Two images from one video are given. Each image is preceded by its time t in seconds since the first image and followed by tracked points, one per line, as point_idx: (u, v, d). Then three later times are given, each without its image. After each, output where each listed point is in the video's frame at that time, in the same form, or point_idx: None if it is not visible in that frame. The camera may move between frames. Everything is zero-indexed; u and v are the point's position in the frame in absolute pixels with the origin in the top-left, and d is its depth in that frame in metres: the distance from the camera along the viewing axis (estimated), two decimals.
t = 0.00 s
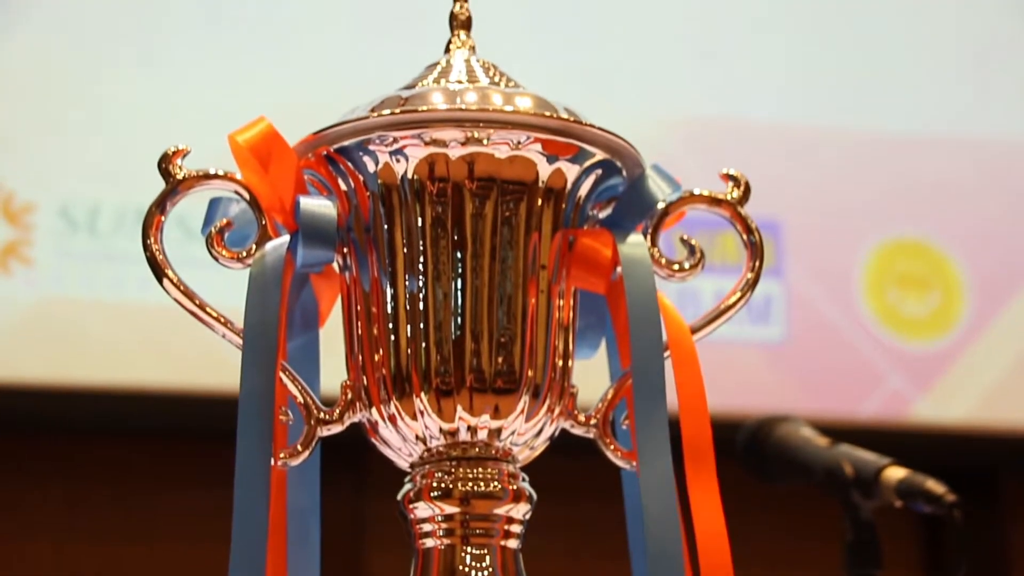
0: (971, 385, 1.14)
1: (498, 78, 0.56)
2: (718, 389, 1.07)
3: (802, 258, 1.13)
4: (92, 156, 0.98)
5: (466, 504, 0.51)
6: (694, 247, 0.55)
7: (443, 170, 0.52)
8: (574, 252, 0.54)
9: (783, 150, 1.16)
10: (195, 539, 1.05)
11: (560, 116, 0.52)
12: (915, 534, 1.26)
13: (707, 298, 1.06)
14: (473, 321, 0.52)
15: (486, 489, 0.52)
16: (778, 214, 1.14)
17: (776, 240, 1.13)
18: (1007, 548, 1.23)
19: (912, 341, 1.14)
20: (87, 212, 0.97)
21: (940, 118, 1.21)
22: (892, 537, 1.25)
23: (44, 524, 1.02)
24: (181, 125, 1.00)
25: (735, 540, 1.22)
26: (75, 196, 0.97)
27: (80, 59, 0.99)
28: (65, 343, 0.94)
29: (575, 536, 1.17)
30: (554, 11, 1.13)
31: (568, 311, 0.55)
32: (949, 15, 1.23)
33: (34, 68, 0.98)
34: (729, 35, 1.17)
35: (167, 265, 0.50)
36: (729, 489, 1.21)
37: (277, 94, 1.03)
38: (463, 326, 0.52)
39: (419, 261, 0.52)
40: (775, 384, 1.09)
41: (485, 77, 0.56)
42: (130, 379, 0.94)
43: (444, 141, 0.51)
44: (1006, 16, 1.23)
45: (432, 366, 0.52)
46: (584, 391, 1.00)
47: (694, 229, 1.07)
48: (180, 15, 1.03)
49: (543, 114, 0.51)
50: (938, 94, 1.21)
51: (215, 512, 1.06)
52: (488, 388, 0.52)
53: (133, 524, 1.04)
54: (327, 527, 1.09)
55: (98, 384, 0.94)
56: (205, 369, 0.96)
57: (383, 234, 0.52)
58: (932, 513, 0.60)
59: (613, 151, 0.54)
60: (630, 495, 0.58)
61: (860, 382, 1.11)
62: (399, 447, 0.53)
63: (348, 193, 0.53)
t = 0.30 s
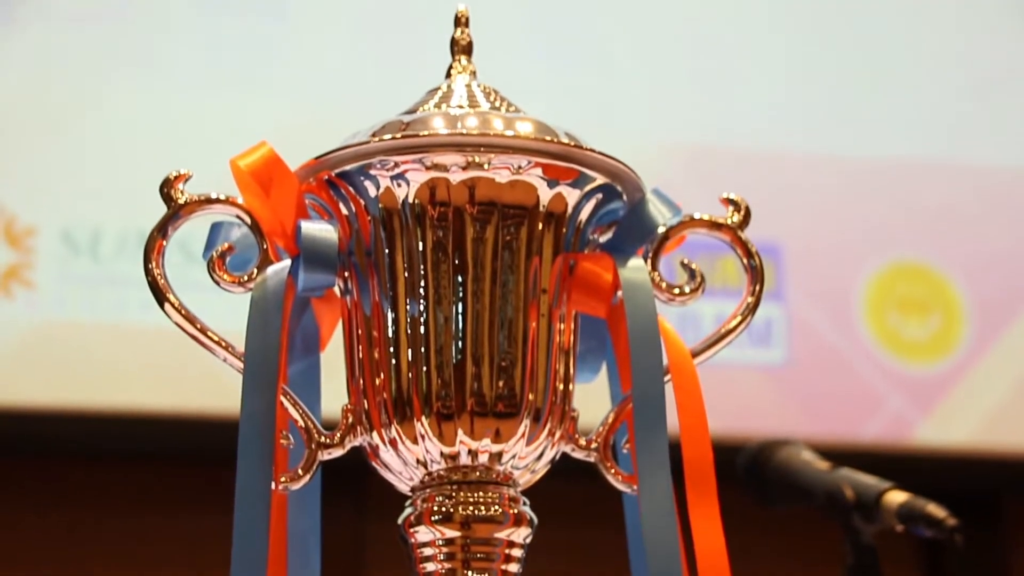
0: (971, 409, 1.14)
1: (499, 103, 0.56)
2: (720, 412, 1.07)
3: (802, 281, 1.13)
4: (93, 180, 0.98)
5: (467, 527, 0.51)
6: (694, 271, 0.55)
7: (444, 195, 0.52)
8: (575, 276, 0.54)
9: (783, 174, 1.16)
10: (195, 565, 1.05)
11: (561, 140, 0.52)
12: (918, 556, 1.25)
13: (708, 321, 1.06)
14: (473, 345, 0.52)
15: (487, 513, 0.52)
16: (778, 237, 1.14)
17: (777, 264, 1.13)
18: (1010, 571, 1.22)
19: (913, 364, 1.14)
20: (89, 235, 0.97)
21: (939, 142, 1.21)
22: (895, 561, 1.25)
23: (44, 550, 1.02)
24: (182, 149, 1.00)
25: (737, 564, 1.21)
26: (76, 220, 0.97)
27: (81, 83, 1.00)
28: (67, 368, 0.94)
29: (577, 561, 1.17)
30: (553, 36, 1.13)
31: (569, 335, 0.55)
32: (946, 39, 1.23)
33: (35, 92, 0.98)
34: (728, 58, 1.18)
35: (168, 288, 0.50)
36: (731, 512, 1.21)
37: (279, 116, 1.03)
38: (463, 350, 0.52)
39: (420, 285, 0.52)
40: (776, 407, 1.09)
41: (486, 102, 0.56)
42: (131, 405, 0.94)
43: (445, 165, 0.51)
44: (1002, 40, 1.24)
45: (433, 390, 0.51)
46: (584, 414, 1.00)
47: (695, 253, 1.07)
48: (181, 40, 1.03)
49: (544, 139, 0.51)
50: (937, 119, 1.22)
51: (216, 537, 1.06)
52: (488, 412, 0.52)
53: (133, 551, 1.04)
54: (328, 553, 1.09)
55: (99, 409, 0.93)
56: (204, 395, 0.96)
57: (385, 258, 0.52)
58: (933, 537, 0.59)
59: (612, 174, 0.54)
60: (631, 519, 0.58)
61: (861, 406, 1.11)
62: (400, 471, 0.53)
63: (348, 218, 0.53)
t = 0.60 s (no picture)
0: (971, 429, 1.14)
1: (499, 124, 0.56)
2: (720, 431, 1.07)
3: (802, 302, 1.13)
4: (94, 200, 0.98)
5: (467, 548, 0.51)
6: (694, 292, 0.55)
7: (445, 215, 0.52)
8: (576, 296, 0.54)
9: (784, 193, 1.16)
10: None
11: (561, 161, 0.52)
12: None
13: (709, 340, 1.05)
14: (474, 365, 0.52)
15: (488, 533, 0.51)
16: (779, 257, 1.13)
17: (777, 283, 1.12)
18: None
19: (914, 384, 1.14)
20: (90, 255, 0.97)
21: (937, 161, 1.22)
22: None
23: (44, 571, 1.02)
24: (182, 170, 1.00)
25: None
26: (77, 240, 0.97)
27: (82, 103, 1.00)
28: (66, 388, 0.94)
29: None
30: (553, 55, 1.14)
31: (569, 355, 0.55)
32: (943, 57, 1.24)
33: (35, 114, 0.98)
34: (728, 76, 1.18)
35: (168, 309, 0.50)
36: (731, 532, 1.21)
37: (279, 137, 1.04)
38: (463, 370, 0.52)
39: (421, 305, 0.52)
40: (777, 426, 1.09)
41: (486, 123, 0.56)
42: (131, 423, 0.94)
43: (446, 186, 0.51)
44: (999, 58, 1.25)
45: (433, 411, 0.52)
46: (584, 433, 1.00)
47: (695, 273, 1.07)
48: (182, 53, 1.03)
49: (545, 160, 0.51)
50: (934, 139, 1.22)
51: (216, 558, 1.06)
52: (489, 432, 0.52)
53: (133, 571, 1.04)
54: (329, 573, 1.08)
55: (98, 429, 0.93)
56: (205, 413, 0.96)
57: (385, 279, 0.52)
58: (934, 557, 0.59)
59: (613, 197, 0.54)
60: (631, 539, 0.58)
61: (862, 425, 1.11)
62: (401, 491, 0.53)
63: (349, 238, 0.53)
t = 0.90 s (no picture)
0: (971, 443, 1.14)
1: (500, 138, 0.57)
2: (722, 444, 1.06)
3: (803, 315, 1.13)
4: (94, 212, 0.98)
5: (467, 561, 0.51)
6: (694, 305, 0.55)
7: (445, 229, 0.52)
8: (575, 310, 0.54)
9: (784, 205, 1.16)
10: None
11: (561, 175, 0.52)
12: None
13: (709, 353, 1.05)
14: (474, 379, 0.52)
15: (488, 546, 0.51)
16: (779, 270, 1.13)
17: (777, 296, 1.12)
18: None
19: (916, 396, 1.14)
20: (91, 268, 0.97)
21: (936, 174, 1.22)
22: None
23: None
24: (183, 182, 1.00)
25: None
26: (77, 253, 0.97)
27: (82, 115, 1.00)
28: (66, 401, 0.94)
29: None
30: (553, 67, 1.14)
31: (569, 368, 0.55)
32: (938, 73, 1.25)
33: (37, 126, 0.98)
34: (727, 84, 1.19)
35: (169, 322, 0.50)
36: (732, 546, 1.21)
37: (280, 147, 1.04)
38: (463, 384, 0.52)
39: (421, 319, 0.52)
40: (779, 438, 1.09)
41: (487, 137, 0.56)
42: (130, 437, 0.94)
43: (446, 200, 0.51)
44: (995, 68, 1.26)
45: (434, 424, 0.51)
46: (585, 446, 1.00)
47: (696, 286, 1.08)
48: (185, 51, 1.04)
49: (545, 173, 0.51)
50: (933, 152, 1.23)
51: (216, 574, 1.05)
52: (489, 445, 0.52)
53: None
54: None
55: (97, 441, 0.93)
56: (207, 427, 0.96)
57: (386, 292, 0.52)
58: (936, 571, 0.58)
59: (613, 211, 0.54)
60: (632, 553, 0.58)
61: (863, 438, 1.11)
62: (401, 505, 0.53)
63: (349, 252, 0.53)
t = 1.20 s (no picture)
0: (971, 449, 1.14)
1: (499, 144, 0.57)
2: (722, 450, 1.06)
3: (802, 320, 1.13)
4: (94, 218, 0.98)
5: (467, 567, 0.51)
6: (695, 311, 0.55)
7: (445, 236, 0.52)
8: (575, 316, 0.54)
9: (784, 210, 1.16)
10: None
11: (562, 182, 0.52)
12: None
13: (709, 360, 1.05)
14: (474, 386, 0.52)
15: (488, 553, 0.51)
16: (779, 275, 1.13)
17: (777, 302, 1.12)
18: None
19: (916, 403, 1.14)
20: (90, 273, 0.97)
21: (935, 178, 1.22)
22: None
23: None
24: (183, 187, 1.00)
25: None
26: (78, 257, 0.97)
27: (82, 120, 1.00)
28: (65, 407, 0.94)
29: None
30: (552, 71, 1.14)
31: (569, 375, 0.55)
32: (937, 76, 1.25)
33: (36, 132, 0.98)
34: (726, 86, 1.19)
35: (168, 328, 0.50)
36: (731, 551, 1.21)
37: (280, 150, 1.04)
38: (463, 390, 0.52)
39: (421, 325, 0.52)
40: (778, 444, 1.09)
41: (486, 143, 0.56)
42: (129, 441, 0.94)
43: (446, 207, 0.51)
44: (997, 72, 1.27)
45: (434, 431, 0.51)
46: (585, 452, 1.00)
47: (695, 292, 1.08)
48: (184, 54, 1.04)
49: (546, 180, 0.51)
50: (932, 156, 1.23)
51: None
52: (489, 452, 0.52)
53: None
54: None
55: (98, 446, 0.93)
56: (207, 433, 0.96)
57: (385, 299, 0.52)
58: None
59: (613, 217, 0.54)
60: (632, 559, 0.58)
61: (863, 444, 1.11)
62: (401, 511, 0.53)
63: (349, 258, 0.54)
